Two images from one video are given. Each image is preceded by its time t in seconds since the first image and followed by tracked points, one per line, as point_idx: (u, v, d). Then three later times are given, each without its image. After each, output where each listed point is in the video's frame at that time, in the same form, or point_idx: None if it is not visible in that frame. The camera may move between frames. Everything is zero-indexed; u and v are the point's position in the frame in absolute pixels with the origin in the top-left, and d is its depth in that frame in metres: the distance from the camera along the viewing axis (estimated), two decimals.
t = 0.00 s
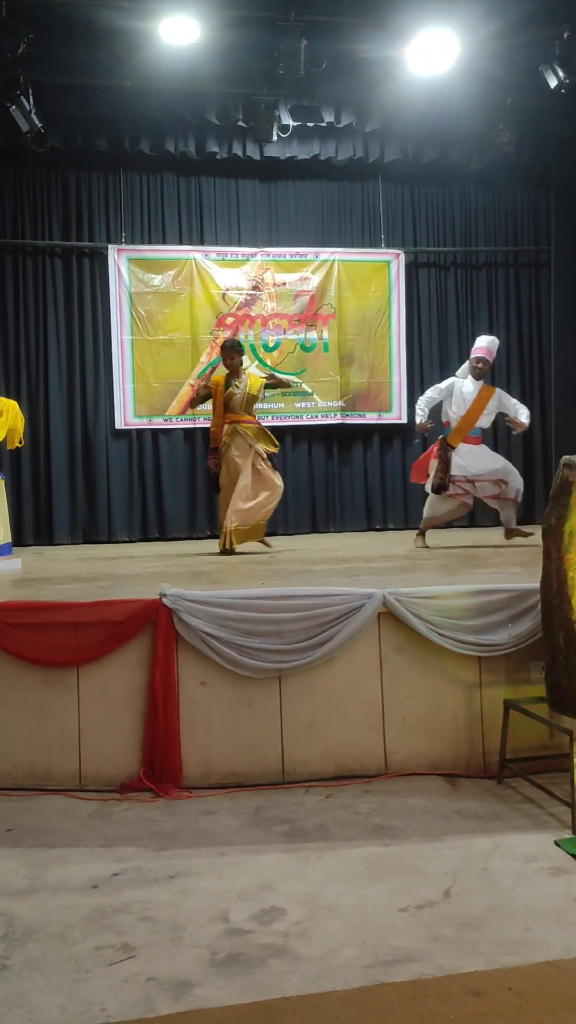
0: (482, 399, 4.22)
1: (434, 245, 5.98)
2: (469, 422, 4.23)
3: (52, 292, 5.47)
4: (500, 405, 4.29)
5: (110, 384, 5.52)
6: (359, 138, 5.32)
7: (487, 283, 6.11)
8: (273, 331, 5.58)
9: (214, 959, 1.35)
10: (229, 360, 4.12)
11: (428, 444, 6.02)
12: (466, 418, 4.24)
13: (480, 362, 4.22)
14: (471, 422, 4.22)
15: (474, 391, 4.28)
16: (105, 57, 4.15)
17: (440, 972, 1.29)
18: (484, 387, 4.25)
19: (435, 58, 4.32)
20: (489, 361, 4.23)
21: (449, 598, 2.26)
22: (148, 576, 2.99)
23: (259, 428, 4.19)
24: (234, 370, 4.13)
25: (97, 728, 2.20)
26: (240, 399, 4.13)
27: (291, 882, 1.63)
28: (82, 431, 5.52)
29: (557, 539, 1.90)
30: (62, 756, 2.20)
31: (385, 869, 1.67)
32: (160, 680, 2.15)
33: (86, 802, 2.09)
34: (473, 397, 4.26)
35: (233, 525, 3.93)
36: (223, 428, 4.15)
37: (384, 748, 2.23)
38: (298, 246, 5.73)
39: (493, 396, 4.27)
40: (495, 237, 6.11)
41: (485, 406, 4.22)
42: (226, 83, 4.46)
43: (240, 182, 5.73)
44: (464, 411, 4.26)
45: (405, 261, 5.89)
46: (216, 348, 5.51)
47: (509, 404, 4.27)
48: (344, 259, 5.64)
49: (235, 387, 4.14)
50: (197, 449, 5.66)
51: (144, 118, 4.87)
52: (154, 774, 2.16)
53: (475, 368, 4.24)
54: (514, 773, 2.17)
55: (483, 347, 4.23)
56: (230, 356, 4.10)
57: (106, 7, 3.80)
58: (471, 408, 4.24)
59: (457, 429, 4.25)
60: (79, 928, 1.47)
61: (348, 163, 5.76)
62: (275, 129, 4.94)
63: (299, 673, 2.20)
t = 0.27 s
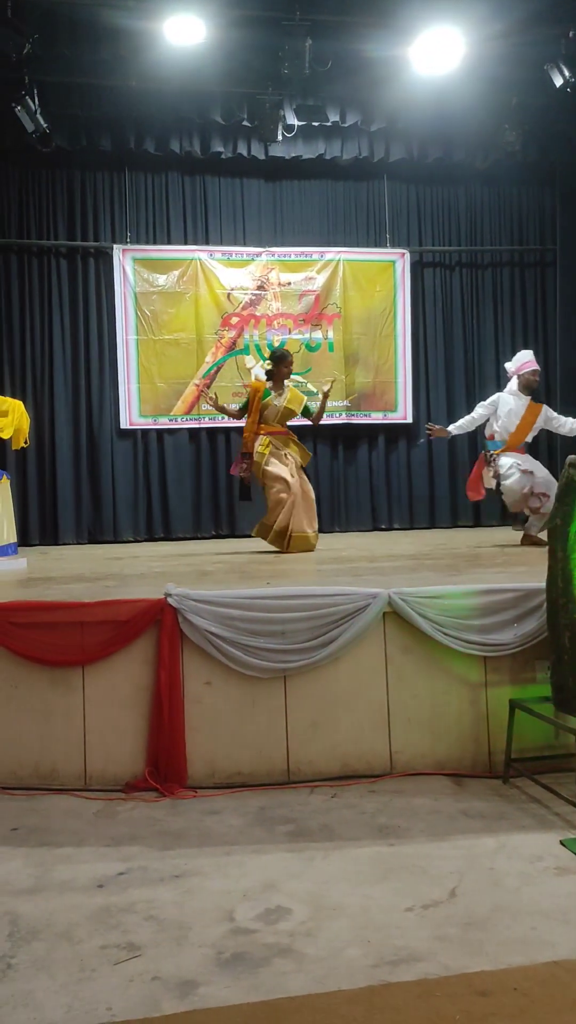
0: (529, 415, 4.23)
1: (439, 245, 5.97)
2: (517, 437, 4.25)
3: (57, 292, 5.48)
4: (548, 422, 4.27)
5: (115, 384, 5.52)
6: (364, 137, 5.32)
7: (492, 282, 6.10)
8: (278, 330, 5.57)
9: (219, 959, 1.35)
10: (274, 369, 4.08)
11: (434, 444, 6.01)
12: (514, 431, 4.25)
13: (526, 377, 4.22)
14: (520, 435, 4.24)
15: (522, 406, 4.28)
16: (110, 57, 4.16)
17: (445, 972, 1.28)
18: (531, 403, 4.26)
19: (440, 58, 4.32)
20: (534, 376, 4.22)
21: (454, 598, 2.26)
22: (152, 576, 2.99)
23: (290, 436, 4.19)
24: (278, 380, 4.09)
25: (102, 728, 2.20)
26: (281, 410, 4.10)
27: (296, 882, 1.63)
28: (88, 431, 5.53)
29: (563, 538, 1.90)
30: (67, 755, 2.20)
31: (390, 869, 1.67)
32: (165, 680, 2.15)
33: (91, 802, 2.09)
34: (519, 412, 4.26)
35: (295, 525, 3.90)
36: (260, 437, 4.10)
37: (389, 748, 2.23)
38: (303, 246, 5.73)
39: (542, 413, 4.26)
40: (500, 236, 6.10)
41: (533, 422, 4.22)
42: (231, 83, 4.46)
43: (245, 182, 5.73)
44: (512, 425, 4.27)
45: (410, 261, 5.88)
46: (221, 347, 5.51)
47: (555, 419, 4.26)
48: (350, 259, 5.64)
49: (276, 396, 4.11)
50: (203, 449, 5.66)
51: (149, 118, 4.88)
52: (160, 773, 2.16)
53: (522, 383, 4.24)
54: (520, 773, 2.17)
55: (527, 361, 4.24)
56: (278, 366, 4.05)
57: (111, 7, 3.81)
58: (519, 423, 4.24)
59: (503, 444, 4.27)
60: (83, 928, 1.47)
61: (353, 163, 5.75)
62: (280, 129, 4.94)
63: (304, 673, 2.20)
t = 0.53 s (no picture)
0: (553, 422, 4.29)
1: (441, 244, 5.97)
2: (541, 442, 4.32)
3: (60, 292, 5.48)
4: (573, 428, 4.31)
5: (118, 384, 5.53)
6: (366, 137, 5.31)
7: (495, 282, 6.09)
8: (280, 330, 5.57)
9: (222, 958, 1.35)
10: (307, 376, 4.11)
11: (436, 444, 6.00)
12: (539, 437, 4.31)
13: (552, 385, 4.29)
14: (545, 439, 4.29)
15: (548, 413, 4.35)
16: (113, 57, 4.16)
17: (448, 972, 1.28)
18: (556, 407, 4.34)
19: (442, 58, 4.32)
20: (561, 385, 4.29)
21: (457, 598, 2.26)
22: (154, 575, 2.99)
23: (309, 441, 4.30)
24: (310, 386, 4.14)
25: (105, 727, 2.20)
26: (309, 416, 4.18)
27: (298, 882, 1.63)
28: (90, 432, 5.53)
29: (566, 539, 1.90)
30: (70, 755, 2.20)
31: (392, 869, 1.67)
32: (168, 679, 2.15)
33: (93, 801, 2.10)
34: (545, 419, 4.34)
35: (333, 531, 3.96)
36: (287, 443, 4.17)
37: (391, 748, 2.23)
38: (306, 246, 5.73)
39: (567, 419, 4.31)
40: (503, 235, 6.09)
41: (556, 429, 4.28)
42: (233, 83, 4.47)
43: (247, 182, 5.72)
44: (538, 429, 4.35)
45: (413, 260, 5.88)
46: (223, 347, 5.51)
47: None
48: (352, 259, 5.64)
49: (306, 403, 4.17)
50: (205, 448, 5.66)
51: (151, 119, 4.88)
52: (162, 773, 2.16)
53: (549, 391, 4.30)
54: (522, 773, 2.17)
55: (554, 370, 4.31)
56: (312, 375, 4.09)
57: (114, 7, 3.82)
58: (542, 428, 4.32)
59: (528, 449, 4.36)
60: (86, 927, 1.47)
61: (356, 162, 5.74)
62: (283, 129, 4.94)
63: (306, 673, 2.20)
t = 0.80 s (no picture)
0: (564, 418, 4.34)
1: (442, 244, 5.97)
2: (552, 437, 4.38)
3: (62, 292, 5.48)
4: None
5: (120, 384, 5.53)
6: (368, 137, 5.32)
7: (496, 282, 6.09)
8: (282, 330, 5.57)
9: (223, 959, 1.35)
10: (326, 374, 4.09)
11: (438, 444, 6.00)
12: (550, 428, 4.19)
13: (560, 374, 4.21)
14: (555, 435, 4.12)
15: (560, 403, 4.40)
16: (115, 58, 4.17)
17: (449, 972, 1.28)
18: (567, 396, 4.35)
19: (443, 58, 4.33)
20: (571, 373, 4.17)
21: (458, 598, 2.26)
22: (155, 576, 2.99)
23: (321, 435, 4.30)
24: (328, 384, 4.12)
25: (106, 727, 2.20)
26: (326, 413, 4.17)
27: (300, 882, 1.63)
28: (91, 432, 5.53)
29: (567, 539, 1.90)
30: (71, 754, 2.20)
31: (393, 869, 1.67)
32: (169, 679, 2.15)
33: (95, 801, 2.10)
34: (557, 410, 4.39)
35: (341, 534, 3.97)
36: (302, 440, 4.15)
37: (392, 748, 2.23)
38: (308, 246, 5.73)
39: None
40: (504, 235, 6.09)
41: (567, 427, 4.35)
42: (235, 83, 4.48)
43: (249, 182, 5.72)
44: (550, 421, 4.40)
45: (414, 260, 5.88)
46: (225, 347, 5.52)
47: None
48: (354, 259, 5.64)
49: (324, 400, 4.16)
50: (206, 448, 5.66)
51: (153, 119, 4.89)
52: (163, 773, 2.16)
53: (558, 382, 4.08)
54: (523, 773, 2.16)
55: (567, 360, 3.99)
56: (331, 373, 4.06)
57: (116, 8, 3.82)
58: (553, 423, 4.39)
59: (542, 437, 4.40)
60: (88, 927, 1.47)
61: (357, 162, 5.75)
62: (285, 129, 4.95)
63: (307, 673, 2.21)
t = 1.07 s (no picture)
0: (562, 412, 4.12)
1: (442, 245, 5.97)
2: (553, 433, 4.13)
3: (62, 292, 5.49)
4: None
5: (120, 384, 5.53)
6: (368, 137, 5.31)
7: (496, 282, 6.09)
8: (282, 330, 5.58)
9: (223, 959, 1.35)
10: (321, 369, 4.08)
11: (438, 444, 6.00)
12: (549, 423, 4.08)
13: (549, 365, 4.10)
14: (553, 433, 4.02)
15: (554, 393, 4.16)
16: (115, 58, 4.17)
17: (448, 972, 1.28)
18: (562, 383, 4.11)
19: (444, 59, 4.33)
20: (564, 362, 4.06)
21: (458, 598, 2.26)
22: (155, 576, 2.99)
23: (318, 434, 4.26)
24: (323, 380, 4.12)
25: (106, 727, 2.20)
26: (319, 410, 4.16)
27: (299, 882, 1.63)
28: (91, 432, 5.53)
29: (567, 539, 1.89)
30: (71, 754, 2.20)
31: (393, 869, 1.67)
32: (169, 679, 2.15)
33: (95, 801, 2.10)
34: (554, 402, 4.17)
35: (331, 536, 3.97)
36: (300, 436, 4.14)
37: (392, 749, 2.23)
38: (308, 246, 5.73)
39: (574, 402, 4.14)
40: (504, 236, 6.09)
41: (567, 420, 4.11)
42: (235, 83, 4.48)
43: (249, 182, 5.72)
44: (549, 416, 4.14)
45: (414, 260, 5.88)
46: (225, 347, 5.52)
47: None
48: (354, 259, 5.64)
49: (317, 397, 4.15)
50: (207, 449, 5.66)
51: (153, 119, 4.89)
52: (163, 773, 2.16)
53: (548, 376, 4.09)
54: (523, 773, 2.17)
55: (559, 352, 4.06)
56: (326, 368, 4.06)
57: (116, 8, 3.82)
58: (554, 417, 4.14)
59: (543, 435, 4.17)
60: (87, 926, 1.47)
61: (357, 162, 5.74)
62: (285, 129, 4.94)
63: (307, 673, 2.21)
